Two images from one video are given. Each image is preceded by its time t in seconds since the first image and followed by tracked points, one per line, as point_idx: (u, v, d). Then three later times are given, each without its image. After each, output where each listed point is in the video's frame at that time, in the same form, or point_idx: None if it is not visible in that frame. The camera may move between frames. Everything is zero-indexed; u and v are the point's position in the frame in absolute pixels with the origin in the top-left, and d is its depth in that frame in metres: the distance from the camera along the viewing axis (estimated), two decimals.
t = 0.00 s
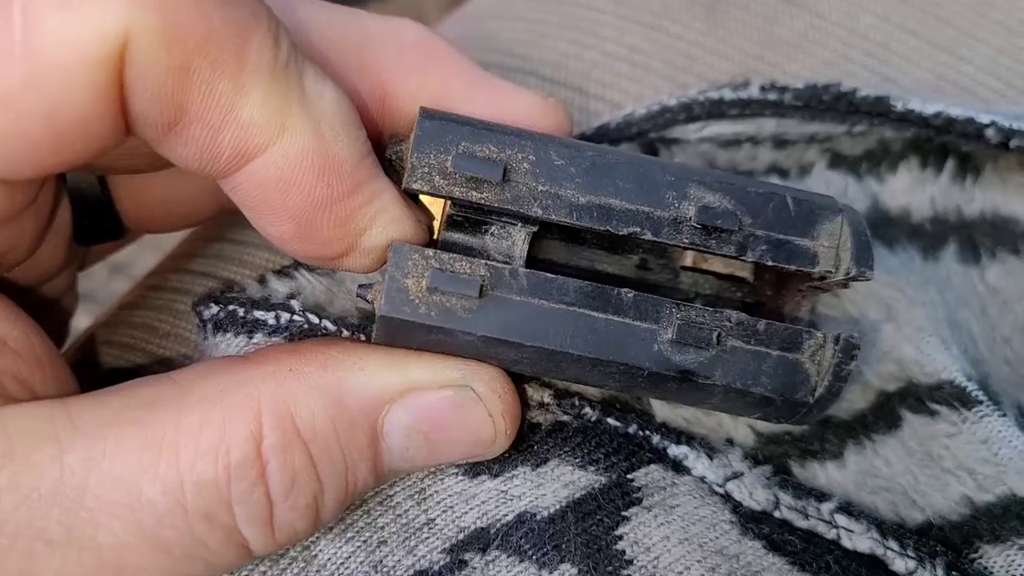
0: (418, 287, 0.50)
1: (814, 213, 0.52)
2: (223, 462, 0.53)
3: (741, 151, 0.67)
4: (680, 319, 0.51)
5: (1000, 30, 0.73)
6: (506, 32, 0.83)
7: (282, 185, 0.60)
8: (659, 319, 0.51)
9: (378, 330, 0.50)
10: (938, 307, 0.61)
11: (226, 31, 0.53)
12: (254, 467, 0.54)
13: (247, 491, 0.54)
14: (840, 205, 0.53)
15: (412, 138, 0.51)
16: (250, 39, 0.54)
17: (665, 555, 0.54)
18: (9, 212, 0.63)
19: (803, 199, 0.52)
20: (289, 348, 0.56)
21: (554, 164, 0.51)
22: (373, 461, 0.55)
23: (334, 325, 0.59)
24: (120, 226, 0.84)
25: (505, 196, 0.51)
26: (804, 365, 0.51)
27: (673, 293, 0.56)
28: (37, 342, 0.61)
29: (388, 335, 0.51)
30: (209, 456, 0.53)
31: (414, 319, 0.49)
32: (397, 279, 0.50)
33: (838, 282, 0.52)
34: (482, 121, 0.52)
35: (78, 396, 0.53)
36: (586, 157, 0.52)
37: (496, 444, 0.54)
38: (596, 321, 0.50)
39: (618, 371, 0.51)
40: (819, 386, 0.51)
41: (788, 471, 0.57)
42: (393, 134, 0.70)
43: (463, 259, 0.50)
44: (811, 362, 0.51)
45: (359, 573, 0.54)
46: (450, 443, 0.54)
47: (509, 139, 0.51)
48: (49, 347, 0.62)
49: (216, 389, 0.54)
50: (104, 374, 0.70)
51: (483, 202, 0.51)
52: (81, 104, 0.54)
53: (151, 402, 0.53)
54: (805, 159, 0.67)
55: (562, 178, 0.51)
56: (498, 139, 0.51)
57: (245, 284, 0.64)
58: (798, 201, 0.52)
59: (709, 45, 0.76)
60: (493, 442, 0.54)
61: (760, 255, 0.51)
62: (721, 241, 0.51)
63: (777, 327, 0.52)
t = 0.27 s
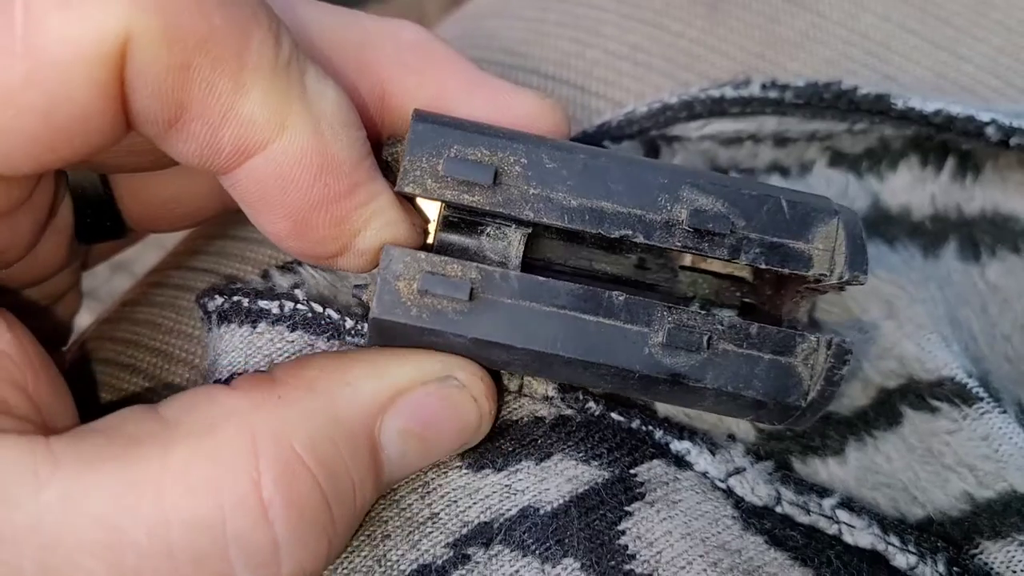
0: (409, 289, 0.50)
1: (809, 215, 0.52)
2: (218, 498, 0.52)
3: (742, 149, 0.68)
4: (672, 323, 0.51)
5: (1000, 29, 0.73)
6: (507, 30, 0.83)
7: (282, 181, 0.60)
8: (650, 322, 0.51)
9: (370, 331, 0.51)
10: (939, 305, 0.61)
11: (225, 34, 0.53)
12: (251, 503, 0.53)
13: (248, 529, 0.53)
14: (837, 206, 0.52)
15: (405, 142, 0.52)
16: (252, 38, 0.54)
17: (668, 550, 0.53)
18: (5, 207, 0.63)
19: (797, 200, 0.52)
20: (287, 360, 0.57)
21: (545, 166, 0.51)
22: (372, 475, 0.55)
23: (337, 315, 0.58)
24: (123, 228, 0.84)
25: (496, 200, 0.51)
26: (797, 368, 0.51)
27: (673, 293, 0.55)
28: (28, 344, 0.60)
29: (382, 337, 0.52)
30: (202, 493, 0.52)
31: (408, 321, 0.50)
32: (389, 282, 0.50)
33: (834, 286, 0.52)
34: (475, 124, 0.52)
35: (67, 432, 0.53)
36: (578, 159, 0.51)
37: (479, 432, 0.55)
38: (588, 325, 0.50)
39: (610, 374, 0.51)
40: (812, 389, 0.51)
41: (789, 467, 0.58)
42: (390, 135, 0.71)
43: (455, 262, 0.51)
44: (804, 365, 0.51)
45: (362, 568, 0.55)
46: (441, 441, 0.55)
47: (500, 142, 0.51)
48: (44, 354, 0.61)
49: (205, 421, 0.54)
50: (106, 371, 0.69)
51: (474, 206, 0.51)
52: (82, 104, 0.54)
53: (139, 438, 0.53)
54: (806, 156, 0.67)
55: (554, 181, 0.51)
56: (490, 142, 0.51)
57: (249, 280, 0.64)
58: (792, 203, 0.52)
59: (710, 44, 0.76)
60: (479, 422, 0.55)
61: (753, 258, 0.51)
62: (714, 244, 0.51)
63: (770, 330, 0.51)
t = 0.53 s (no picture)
0: (407, 274, 0.50)
1: (806, 194, 0.51)
2: (209, 477, 0.52)
3: (741, 149, 0.67)
4: (670, 301, 0.50)
5: (1000, 30, 0.73)
6: (507, 29, 0.83)
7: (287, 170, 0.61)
8: (648, 302, 0.50)
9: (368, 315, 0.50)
10: (939, 304, 0.61)
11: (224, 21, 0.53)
12: (244, 481, 0.53)
13: (241, 506, 0.53)
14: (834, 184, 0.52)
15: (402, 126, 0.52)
16: (250, 25, 0.54)
17: (667, 549, 0.53)
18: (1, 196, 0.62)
19: (794, 180, 0.52)
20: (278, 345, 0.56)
21: (541, 149, 0.51)
22: (367, 458, 0.55)
23: (338, 310, 0.58)
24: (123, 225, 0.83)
25: (492, 182, 0.51)
26: (798, 346, 0.51)
27: (673, 277, 0.55)
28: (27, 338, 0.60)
29: (378, 320, 0.51)
30: (194, 473, 0.52)
31: (404, 305, 0.49)
32: (386, 265, 0.50)
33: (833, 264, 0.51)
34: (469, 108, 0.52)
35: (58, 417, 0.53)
36: (573, 142, 0.51)
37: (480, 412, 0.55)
38: (586, 305, 0.50)
39: (609, 355, 0.50)
40: (813, 366, 0.51)
41: (789, 466, 0.57)
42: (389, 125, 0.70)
43: (452, 245, 0.50)
44: (804, 343, 0.51)
45: (361, 565, 0.54)
46: (439, 424, 0.55)
47: (495, 125, 0.51)
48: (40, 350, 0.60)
49: (192, 403, 0.53)
50: (105, 369, 0.69)
51: (470, 188, 0.51)
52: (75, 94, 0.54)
53: (127, 421, 0.52)
54: (805, 155, 0.67)
55: (549, 164, 0.51)
56: (485, 125, 0.51)
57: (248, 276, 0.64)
58: (789, 182, 0.52)
59: (711, 43, 0.76)
60: (477, 411, 0.55)
61: (750, 237, 0.51)
62: (710, 223, 0.51)
63: (769, 308, 0.51)
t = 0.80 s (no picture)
0: (392, 265, 0.49)
1: (799, 187, 0.51)
2: (198, 481, 0.51)
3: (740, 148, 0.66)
4: (659, 295, 0.50)
5: (1000, 29, 0.73)
6: (504, 27, 0.83)
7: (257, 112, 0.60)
8: (637, 296, 0.50)
9: (352, 307, 0.50)
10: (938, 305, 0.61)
11: None
12: (233, 482, 0.52)
13: (232, 508, 0.52)
14: (826, 179, 0.51)
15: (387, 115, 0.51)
16: None
17: (665, 551, 0.53)
18: None
19: (786, 173, 0.51)
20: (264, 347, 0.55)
21: (530, 140, 0.51)
22: (358, 457, 0.54)
23: (332, 309, 0.58)
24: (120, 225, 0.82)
25: (480, 172, 0.50)
26: (788, 341, 0.50)
27: (662, 273, 0.54)
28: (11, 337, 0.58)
29: (363, 313, 0.51)
30: (183, 478, 0.51)
31: (388, 296, 0.49)
32: (371, 257, 0.49)
33: (825, 259, 0.51)
34: (455, 99, 0.52)
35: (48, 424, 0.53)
36: (562, 133, 0.51)
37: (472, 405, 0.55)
38: (574, 298, 0.50)
39: (597, 349, 0.50)
40: (804, 362, 0.50)
41: (787, 467, 0.57)
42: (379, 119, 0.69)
43: (439, 236, 0.50)
44: (794, 338, 0.51)
45: (356, 568, 0.53)
46: (429, 424, 0.54)
47: (483, 116, 0.51)
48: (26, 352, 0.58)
49: (179, 406, 0.53)
50: (99, 369, 0.68)
51: (458, 179, 0.51)
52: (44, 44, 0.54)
53: (114, 429, 0.52)
54: (804, 154, 0.66)
55: (538, 155, 0.51)
56: (472, 115, 0.51)
57: (243, 275, 0.63)
58: (782, 175, 0.51)
59: (710, 42, 0.76)
60: (468, 407, 0.55)
61: (742, 231, 0.50)
62: (701, 217, 0.50)
63: (759, 304, 0.51)
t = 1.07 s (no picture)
0: (385, 250, 0.50)
1: (795, 184, 0.51)
2: (190, 471, 0.51)
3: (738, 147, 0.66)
4: (651, 288, 0.50)
5: (999, 29, 0.73)
6: (503, 26, 0.82)
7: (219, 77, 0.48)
8: (630, 287, 0.50)
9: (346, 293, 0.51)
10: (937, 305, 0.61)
11: None
12: (226, 472, 0.51)
13: (225, 498, 0.51)
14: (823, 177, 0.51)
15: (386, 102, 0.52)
16: None
17: (663, 551, 0.53)
18: None
19: (783, 170, 0.51)
20: (256, 337, 0.55)
21: (526, 130, 0.51)
22: (349, 445, 0.54)
23: (329, 307, 0.58)
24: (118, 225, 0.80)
25: (475, 160, 0.51)
26: (781, 338, 0.50)
27: (657, 267, 0.54)
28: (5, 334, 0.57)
29: (358, 300, 0.52)
30: (175, 469, 0.51)
31: (380, 282, 0.50)
32: (365, 241, 0.50)
33: (820, 257, 0.51)
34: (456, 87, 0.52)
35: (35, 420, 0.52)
36: (559, 123, 0.51)
37: (463, 394, 0.55)
38: (565, 289, 0.50)
39: (589, 341, 0.50)
40: (796, 359, 0.50)
41: (786, 466, 0.57)
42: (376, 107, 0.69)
43: (433, 223, 0.51)
44: (787, 335, 0.50)
45: (352, 568, 0.52)
46: (421, 413, 0.54)
47: (481, 105, 0.51)
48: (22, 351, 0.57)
49: (169, 398, 0.52)
50: (94, 365, 0.67)
51: (453, 166, 0.51)
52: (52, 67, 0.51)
53: (104, 422, 0.51)
54: (802, 154, 0.66)
55: (534, 145, 0.51)
56: (470, 104, 0.51)
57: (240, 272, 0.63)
58: (778, 171, 0.51)
59: (709, 41, 0.76)
60: (460, 394, 0.55)
61: (736, 226, 0.50)
62: (695, 210, 0.50)
63: (753, 299, 0.51)
